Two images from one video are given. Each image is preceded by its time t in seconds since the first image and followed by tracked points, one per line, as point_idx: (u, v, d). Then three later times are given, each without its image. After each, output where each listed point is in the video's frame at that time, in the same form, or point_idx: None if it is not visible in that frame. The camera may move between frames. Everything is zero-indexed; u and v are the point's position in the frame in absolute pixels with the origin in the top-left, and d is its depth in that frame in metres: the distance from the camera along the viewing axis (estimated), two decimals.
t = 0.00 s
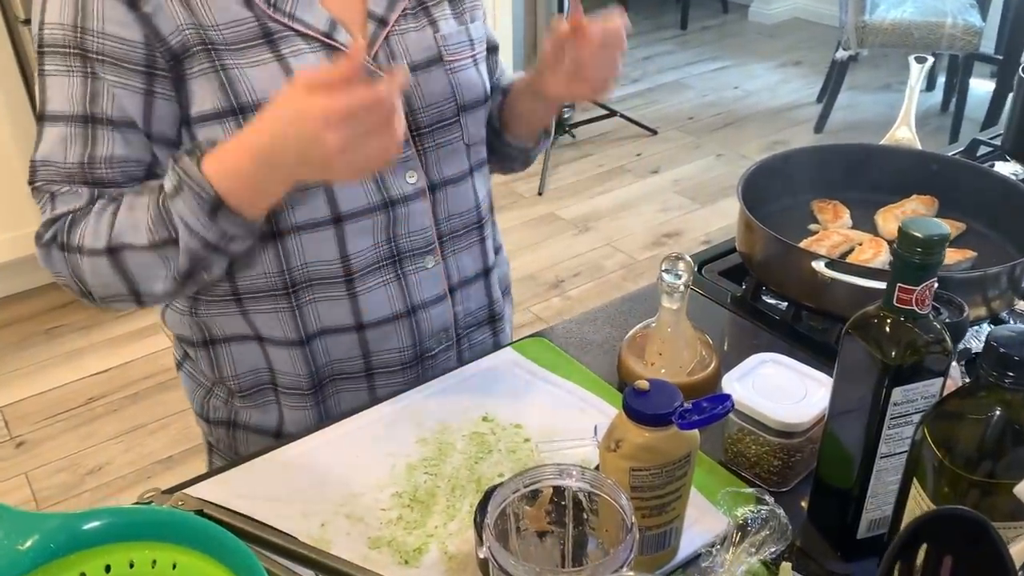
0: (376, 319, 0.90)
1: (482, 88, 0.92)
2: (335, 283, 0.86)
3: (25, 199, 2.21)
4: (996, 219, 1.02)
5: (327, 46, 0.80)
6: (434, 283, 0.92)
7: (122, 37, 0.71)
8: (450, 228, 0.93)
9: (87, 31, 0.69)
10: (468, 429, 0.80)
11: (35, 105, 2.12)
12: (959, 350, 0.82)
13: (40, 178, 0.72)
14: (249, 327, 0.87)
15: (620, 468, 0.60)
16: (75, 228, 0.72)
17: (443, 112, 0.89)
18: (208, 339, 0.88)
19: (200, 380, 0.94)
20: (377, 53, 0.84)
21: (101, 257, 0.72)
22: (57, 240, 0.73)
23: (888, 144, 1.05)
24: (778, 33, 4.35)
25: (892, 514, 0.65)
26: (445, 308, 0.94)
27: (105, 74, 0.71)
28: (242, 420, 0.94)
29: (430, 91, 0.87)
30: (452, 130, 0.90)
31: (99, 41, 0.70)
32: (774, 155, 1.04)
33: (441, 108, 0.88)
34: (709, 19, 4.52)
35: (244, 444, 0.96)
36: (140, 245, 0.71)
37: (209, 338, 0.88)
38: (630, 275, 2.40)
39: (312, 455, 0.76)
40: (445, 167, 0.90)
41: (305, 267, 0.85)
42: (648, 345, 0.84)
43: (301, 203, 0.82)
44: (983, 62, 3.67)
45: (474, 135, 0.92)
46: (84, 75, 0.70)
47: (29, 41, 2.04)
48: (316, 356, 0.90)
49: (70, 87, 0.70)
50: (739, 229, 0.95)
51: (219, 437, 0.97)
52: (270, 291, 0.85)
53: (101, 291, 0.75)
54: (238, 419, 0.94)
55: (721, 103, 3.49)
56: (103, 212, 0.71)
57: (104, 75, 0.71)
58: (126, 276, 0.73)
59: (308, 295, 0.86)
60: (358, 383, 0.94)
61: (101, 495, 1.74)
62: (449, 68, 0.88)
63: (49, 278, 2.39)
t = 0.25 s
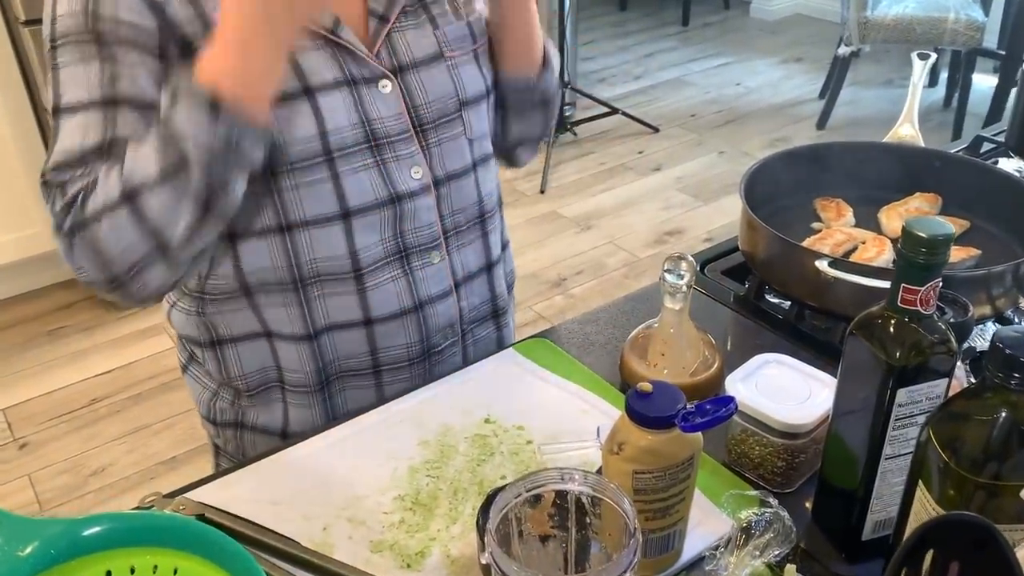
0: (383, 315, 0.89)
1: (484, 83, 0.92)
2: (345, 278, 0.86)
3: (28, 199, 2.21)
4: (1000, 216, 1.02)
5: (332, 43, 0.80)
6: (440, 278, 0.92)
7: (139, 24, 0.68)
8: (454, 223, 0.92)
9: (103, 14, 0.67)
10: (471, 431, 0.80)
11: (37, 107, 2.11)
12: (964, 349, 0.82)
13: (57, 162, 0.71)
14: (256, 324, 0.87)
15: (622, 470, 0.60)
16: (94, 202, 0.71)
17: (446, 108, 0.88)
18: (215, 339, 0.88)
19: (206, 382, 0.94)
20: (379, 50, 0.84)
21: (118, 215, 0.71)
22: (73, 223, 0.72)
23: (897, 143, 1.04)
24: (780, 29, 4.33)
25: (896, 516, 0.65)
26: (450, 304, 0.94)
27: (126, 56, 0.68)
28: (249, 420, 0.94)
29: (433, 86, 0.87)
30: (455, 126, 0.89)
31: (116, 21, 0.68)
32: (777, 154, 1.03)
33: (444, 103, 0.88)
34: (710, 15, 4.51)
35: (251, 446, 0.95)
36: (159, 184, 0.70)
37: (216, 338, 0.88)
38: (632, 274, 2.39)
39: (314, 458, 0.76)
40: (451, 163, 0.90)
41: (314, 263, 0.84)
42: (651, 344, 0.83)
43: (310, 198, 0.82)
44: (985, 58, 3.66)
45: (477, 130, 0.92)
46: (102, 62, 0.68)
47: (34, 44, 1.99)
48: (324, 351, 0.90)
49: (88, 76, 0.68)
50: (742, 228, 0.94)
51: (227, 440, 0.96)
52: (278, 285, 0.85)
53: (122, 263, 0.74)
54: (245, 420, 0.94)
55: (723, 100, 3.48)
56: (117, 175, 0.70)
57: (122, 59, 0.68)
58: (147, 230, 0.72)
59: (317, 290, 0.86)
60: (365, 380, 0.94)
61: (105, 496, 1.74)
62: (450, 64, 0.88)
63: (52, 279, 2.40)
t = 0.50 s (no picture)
0: (388, 302, 0.89)
1: (484, 73, 0.92)
2: (352, 264, 0.87)
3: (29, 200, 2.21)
4: (1000, 212, 1.01)
5: (333, 33, 0.82)
6: (444, 268, 0.92)
7: None
8: (460, 215, 0.92)
9: None
10: (469, 431, 0.80)
11: (38, 109, 2.12)
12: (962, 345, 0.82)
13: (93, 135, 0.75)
14: (261, 311, 0.88)
15: (620, 469, 0.60)
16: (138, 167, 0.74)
17: (445, 99, 0.88)
18: (220, 329, 0.88)
19: (211, 375, 0.94)
20: (377, 44, 0.84)
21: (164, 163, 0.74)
22: (118, 190, 0.75)
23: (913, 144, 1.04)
24: (780, 25, 4.33)
25: (894, 513, 0.65)
26: (455, 294, 0.94)
27: (153, 26, 0.75)
28: (254, 409, 0.94)
29: (432, 78, 0.87)
30: (455, 116, 0.89)
31: None
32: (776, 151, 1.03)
33: (442, 95, 0.88)
34: (710, 12, 4.50)
35: (257, 435, 0.96)
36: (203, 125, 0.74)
37: (221, 328, 0.88)
38: (633, 272, 2.39)
39: (314, 457, 0.76)
40: (450, 153, 0.90)
41: (321, 247, 0.85)
42: (650, 343, 0.83)
43: (317, 184, 0.83)
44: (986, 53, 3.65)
45: (479, 120, 0.92)
46: (131, 34, 0.74)
47: (31, 47, 1.92)
48: (327, 338, 0.90)
49: (116, 49, 0.73)
50: (740, 225, 0.94)
51: (233, 432, 0.97)
52: (285, 267, 0.86)
53: (167, 219, 0.76)
54: (251, 410, 0.94)
55: (724, 97, 3.47)
56: (156, 130, 0.74)
57: (151, 29, 0.75)
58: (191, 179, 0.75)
59: (323, 274, 0.87)
60: (368, 369, 0.94)
61: (107, 497, 1.74)
62: (447, 54, 0.88)
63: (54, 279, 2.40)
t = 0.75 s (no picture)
0: (393, 297, 0.90)
1: (489, 69, 0.93)
2: (357, 258, 0.87)
3: (29, 200, 2.22)
4: (1001, 209, 1.02)
5: (340, 30, 0.82)
6: (449, 264, 0.92)
7: None
8: (465, 211, 0.92)
9: None
10: (469, 429, 0.80)
11: (39, 110, 2.12)
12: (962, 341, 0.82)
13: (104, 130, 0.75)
14: (267, 305, 0.88)
15: (620, 466, 0.60)
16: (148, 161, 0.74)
17: (450, 96, 0.89)
18: (227, 321, 0.89)
19: (218, 368, 0.94)
20: (383, 41, 0.85)
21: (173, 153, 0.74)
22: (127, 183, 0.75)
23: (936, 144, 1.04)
24: (780, 23, 4.33)
25: (894, 508, 0.65)
26: (460, 290, 0.94)
27: (163, 21, 0.76)
28: (260, 401, 0.94)
29: (437, 76, 0.87)
30: (459, 114, 0.89)
31: None
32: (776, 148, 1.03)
33: (447, 92, 0.88)
34: (710, 11, 4.50)
35: (263, 428, 0.96)
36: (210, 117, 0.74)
37: (227, 321, 0.89)
38: (633, 270, 2.39)
39: (315, 455, 0.77)
40: (454, 150, 0.90)
41: (326, 241, 0.86)
42: (649, 340, 0.83)
43: (323, 178, 0.83)
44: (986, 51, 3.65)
45: (484, 116, 0.92)
46: (140, 29, 0.74)
47: (32, 47, 1.92)
48: (333, 332, 0.90)
49: (126, 44, 0.74)
50: (740, 222, 0.94)
51: (239, 425, 0.97)
52: (291, 261, 0.86)
53: (177, 211, 0.76)
54: (257, 402, 0.95)
55: (724, 95, 3.47)
56: (165, 124, 0.74)
57: (161, 23, 0.75)
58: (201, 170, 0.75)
59: (328, 268, 0.87)
60: (374, 364, 0.94)
61: (109, 496, 1.75)
62: (451, 51, 0.88)
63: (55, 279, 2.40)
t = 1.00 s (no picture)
0: (398, 299, 0.90)
1: (499, 72, 0.93)
2: (362, 262, 0.87)
3: (30, 200, 2.22)
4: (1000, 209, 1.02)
5: (349, 33, 0.82)
6: (454, 265, 0.92)
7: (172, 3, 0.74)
8: (470, 213, 0.92)
9: None
10: (470, 428, 0.80)
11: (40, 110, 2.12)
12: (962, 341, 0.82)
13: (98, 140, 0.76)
14: (272, 308, 0.88)
15: (621, 464, 0.61)
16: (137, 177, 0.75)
17: (460, 98, 0.89)
18: (233, 322, 0.89)
19: (224, 367, 0.95)
20: (393, 43, 0.85)
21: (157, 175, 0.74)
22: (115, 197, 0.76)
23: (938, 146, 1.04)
24: (780, 24, 4.33)
25: (894, 508, 0.65)
26: (465, 291, 0.94)
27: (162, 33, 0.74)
28: (265, 401, 0.95)
29: (447, 78, 0.88)
30: (468, 116, 0.90)
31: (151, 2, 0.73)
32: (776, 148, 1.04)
33: (457, 94, 0.89)
34: (710, 11, 4.50)
35: (268, 428, 0.96)
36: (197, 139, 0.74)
37: (233, 323, 0.89)
38: (633, 271, 2.39)
39: (316, 454, 0.77)
40: (462, 153, 0.90)
41: (333, 246, 0.86)
42: (650, 339, 0.84)
43: (329, 182, 0.83)
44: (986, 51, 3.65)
45: (493, 119, 0.93)
46: (140, 41, 0.74)
47: (33, 47, 1.93)
48: (338, 335, 0.90)
49: (126, 56, 0.74)
50: (740, 222, 0.95)
51: (245, 423, 0.97)
52: (296, 266, 0.86)
53: (161, 232, 0.76)
54: (262, 402, 0.95)
55: (724, 95, 3.48)
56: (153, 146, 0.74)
57: (159, 36, 0.74)
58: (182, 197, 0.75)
59: (334, 273, 0.87)
60: (380, 366, 0.94)
61: (110, 496, 1.75)
62: (463, 54, 0.89)
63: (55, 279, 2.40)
